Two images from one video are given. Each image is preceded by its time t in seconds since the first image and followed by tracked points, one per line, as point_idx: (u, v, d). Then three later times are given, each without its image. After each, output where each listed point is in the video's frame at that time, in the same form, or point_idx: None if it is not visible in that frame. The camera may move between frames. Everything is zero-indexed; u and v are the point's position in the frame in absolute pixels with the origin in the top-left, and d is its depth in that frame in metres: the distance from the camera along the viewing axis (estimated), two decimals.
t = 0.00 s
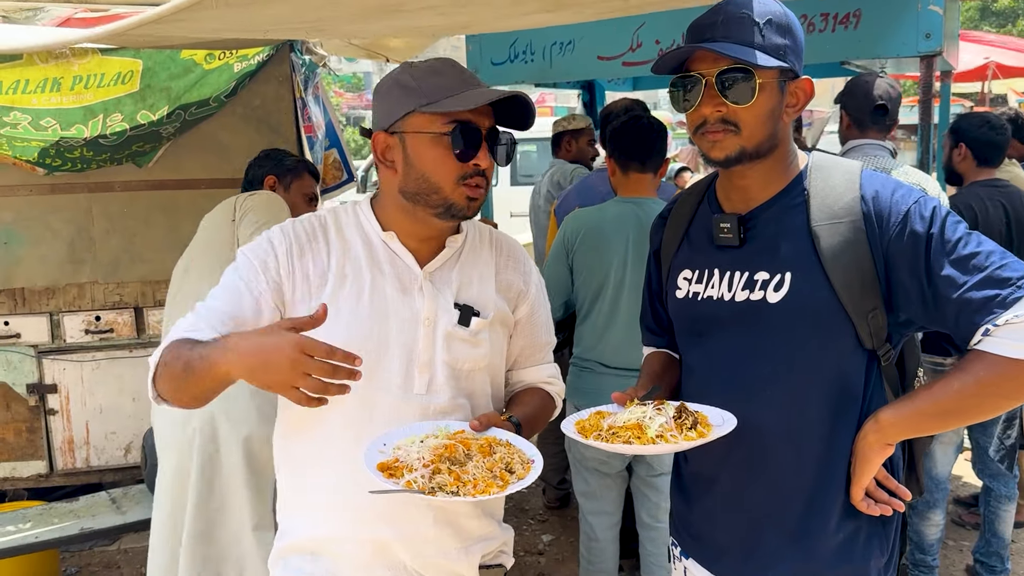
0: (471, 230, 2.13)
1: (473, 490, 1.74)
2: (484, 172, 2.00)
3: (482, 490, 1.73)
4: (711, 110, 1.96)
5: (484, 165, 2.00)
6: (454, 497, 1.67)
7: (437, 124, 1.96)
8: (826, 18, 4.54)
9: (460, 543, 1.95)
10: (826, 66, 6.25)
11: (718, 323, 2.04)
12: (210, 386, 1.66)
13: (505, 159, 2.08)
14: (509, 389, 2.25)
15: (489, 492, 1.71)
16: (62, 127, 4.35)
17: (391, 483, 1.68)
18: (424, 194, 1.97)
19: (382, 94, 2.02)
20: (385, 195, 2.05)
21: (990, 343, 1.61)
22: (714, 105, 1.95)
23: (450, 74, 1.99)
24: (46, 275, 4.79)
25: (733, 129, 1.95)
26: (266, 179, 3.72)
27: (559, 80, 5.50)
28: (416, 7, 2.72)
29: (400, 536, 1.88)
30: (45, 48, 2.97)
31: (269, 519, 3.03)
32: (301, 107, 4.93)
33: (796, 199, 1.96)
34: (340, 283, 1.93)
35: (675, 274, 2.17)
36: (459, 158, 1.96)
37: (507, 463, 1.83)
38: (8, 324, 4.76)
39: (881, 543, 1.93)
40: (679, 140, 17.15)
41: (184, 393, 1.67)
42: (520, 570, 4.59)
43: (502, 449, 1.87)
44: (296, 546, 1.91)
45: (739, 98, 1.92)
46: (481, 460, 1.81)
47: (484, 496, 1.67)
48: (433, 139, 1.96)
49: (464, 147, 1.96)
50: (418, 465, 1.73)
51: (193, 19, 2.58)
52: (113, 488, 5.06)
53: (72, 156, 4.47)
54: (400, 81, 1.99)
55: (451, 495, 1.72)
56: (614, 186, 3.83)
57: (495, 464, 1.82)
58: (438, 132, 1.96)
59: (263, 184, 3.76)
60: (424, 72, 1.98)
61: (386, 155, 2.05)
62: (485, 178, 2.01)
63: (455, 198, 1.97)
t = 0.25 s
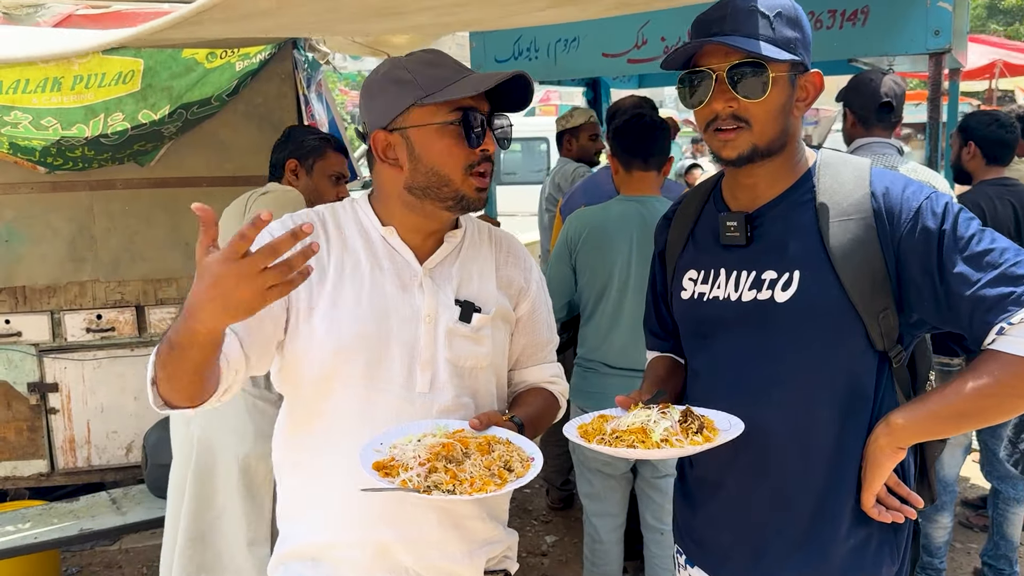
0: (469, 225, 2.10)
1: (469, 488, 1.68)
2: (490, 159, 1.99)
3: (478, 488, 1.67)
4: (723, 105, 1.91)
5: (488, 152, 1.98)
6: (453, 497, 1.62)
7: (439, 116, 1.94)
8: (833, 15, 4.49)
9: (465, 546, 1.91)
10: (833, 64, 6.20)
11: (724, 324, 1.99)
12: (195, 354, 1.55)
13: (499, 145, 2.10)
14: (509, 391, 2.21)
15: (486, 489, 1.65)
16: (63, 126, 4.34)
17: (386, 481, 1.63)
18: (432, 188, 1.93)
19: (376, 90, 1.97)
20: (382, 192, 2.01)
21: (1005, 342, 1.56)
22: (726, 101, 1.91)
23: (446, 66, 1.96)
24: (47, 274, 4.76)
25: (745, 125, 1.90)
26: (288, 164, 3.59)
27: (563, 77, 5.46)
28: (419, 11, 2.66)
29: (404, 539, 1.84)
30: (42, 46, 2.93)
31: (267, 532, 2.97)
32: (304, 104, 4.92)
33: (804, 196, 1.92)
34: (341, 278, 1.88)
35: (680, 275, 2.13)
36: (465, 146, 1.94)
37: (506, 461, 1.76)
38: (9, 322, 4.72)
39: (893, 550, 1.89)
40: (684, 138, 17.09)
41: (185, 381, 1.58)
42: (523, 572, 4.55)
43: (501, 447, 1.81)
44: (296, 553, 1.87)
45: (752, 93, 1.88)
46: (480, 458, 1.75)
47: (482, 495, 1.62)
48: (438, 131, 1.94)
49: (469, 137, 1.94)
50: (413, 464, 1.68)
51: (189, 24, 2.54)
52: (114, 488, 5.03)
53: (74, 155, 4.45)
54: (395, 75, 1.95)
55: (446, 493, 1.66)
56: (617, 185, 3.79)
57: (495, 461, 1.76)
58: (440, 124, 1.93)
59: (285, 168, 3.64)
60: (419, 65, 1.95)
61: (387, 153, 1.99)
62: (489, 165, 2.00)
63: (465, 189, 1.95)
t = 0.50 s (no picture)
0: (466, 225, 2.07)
1: (466, 493, 1.64)
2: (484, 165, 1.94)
3: (476, 493, 1.64)
4: (695, 109, 1.92)
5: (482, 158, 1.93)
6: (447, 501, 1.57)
7: (431, 118, 1.90)
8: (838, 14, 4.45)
9: (469, 552, 1.88)
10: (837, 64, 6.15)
11: (728, 329, 1.96)
12: (215, 394, 1.51)
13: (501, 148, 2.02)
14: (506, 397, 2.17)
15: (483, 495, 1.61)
16: (62, 126, 4.32)
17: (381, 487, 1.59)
18: (422, 191, 1.90)
19: (372, 89, 1.96)
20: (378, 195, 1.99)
21: None
22: (696, 106, 1.92)
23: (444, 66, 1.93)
24: (47, 274, 4.73)
25: (716, 129, 1.90)
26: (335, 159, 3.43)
27: (566, 77, 5.42)
28: (420, 19, 2.61)
29: (407, 547, 1.81)
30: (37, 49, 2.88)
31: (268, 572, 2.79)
32: (305, 104, 4.89)
33: (810, 200, 1.88)
34: (341, 284, 1.85)
35: (682, 278, 2.10)
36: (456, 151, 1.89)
37: (503, 465, 1.73)
38: (8, 323, 4.71)
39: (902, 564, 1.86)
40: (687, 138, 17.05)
41: (193, 408, 1.54)
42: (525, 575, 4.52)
43: (500, 451, 1.77)
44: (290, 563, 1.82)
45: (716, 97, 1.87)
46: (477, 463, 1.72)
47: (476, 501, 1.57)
48: (428, 134, 1.90)
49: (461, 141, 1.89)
50: (410, 468, 1.65)
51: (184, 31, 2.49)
52: (114, 489, 5.01)
53: (72, 155, 4.43)
54: (391, 76, 1.93)
55: (441, 498, 1.62)
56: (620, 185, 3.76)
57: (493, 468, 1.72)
58: (432, 127, 1.90)
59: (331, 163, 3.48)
60: (418, 65, 1.93)
61: (380, 153, 1.98)
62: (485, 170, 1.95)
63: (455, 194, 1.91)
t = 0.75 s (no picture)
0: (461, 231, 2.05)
1: (458, 511, 1.61)
2: (440, 176, 1.86)
3: (468, 512, 1.60)
4: (688, 114, 1.89)
5: (443, 169, 1.86)
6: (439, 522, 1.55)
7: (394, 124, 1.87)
8: (840, 14, 4.42)
9: (453, 566, 1.86)
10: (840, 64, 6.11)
11: (728, 333, 1.93)
12: (275, 349, 1.49)
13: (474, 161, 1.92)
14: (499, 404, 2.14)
15: (475, 514, 1.59)
16: (58, 125, 4.28)
17: (371, 504, 1.56)
18: (380, 194, 1.89)
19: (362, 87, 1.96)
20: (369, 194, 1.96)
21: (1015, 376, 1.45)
22: (690, 111, 1.89)
23: (416, 67, 1.87)
24: (44, 276, 4.71)
25: (712, 134, 1.87)
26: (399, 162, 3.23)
27: (566, 77, 5.39)
28: (418, 23, 2.58)
29: (393, 562, 1.79)
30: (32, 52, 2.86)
31: None
32: (304, 105, 4.85)
33: (818, 205, 1.84)
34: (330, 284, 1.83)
35: (683, 278, 2.06)
36: (408, 162, 1.85)
37: (496, 483, 1.72)
38: (6, 324, 4.71)
39: None
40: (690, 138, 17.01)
41: (227, 363, 1.49)
42: None
43: (492, 468, 1.77)
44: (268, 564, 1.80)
45: (713, 101, 1.83)
46: (466, 482, 1.70)
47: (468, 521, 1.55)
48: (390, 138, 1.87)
49: (416, 150, 1.84)
50: (400, 485, 1.62)
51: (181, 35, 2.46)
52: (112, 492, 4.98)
53: (69, 155, 4.42)
54: (371, 75, 1.92)
55: (433, 517, 1.59)
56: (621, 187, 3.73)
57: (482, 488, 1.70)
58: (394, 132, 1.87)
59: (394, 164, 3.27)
60: (393, 65, 1.88)
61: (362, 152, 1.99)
62: (444, 182, 1.87)
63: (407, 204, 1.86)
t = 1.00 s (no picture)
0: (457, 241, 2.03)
1: (447, 518, 1.59)
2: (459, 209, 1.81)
3: (457, 519, 1.58)
4: (704, 109, 1.84)
5: (461, 202, 1.80)
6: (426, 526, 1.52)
7: (409, 151, 1.78)
8: (840, 14, 4.38)
9: (446, 570, 1.84)
10: (840, 65, 6.10)
11: (723, 336, 1.90)
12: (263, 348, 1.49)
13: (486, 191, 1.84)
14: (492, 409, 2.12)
15: (463, 520, 1.57)
16: (54, 127, 4.24)
17: (357, 511, 1.55)
18: (390, 216, 1.83)
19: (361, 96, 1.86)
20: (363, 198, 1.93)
21: None
22: (705, 107, 1.84)
23: (435, 98, 1.81)
24: (40, 277, 4.68)
25: (727, 132, 1.82)
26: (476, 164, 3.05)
27: (565, 79, 5.37)
28: (413, 21, 2.56)
29: (386, 565, 1.77)
30: (25, 52, 2.83)
31: None
32: (301, 106, 4.84)
33: (815, 205, 1.82)
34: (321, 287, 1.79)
35: (678, 282, 2.04)
36: (430, 194, 1.77)
37: (486, 488, 1.70)
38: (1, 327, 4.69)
39: None
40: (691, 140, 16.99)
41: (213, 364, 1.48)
42: None
43: (482, 473, 1.74)
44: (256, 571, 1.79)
45: (732, 97, 1.79)
46: (454, 487, 1.67)
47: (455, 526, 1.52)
48: (404, 166, 1.79)
49: (438, 182, 1.77)
50: (387, 491, 1.61)
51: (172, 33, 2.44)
52: (108, 495, 4.96)
53: (65, 156, 4.40)
54: (379, 92, 1.82)
55: (420, 524, 1.58)
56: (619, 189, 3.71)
57: (471, 493, 1.67)
58: (411, 160, 1.78)
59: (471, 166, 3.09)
60: (407, 90, 1.80)
61: (361, 163, 1.90)
62: (462, 214, 1.82)
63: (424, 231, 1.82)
